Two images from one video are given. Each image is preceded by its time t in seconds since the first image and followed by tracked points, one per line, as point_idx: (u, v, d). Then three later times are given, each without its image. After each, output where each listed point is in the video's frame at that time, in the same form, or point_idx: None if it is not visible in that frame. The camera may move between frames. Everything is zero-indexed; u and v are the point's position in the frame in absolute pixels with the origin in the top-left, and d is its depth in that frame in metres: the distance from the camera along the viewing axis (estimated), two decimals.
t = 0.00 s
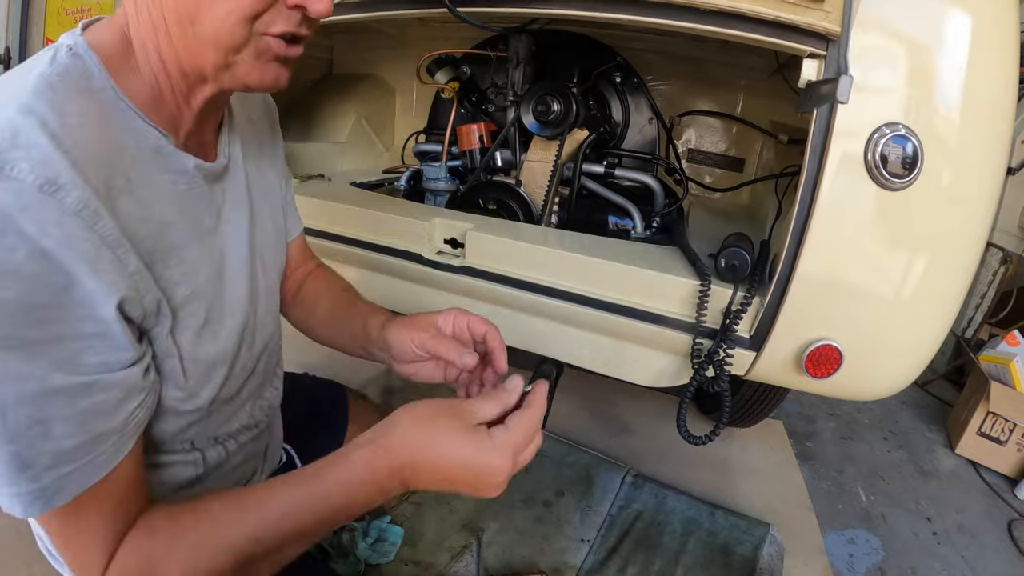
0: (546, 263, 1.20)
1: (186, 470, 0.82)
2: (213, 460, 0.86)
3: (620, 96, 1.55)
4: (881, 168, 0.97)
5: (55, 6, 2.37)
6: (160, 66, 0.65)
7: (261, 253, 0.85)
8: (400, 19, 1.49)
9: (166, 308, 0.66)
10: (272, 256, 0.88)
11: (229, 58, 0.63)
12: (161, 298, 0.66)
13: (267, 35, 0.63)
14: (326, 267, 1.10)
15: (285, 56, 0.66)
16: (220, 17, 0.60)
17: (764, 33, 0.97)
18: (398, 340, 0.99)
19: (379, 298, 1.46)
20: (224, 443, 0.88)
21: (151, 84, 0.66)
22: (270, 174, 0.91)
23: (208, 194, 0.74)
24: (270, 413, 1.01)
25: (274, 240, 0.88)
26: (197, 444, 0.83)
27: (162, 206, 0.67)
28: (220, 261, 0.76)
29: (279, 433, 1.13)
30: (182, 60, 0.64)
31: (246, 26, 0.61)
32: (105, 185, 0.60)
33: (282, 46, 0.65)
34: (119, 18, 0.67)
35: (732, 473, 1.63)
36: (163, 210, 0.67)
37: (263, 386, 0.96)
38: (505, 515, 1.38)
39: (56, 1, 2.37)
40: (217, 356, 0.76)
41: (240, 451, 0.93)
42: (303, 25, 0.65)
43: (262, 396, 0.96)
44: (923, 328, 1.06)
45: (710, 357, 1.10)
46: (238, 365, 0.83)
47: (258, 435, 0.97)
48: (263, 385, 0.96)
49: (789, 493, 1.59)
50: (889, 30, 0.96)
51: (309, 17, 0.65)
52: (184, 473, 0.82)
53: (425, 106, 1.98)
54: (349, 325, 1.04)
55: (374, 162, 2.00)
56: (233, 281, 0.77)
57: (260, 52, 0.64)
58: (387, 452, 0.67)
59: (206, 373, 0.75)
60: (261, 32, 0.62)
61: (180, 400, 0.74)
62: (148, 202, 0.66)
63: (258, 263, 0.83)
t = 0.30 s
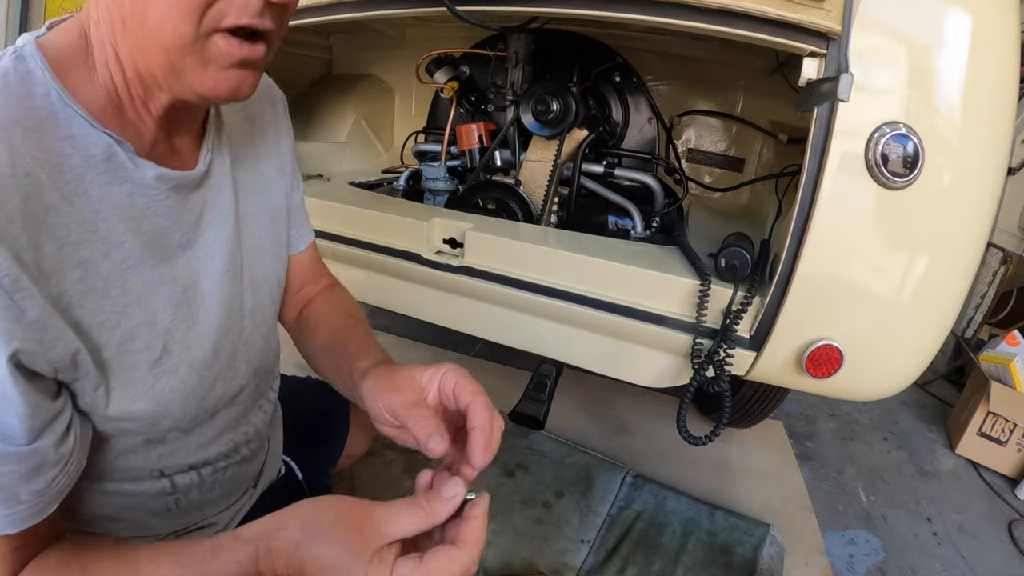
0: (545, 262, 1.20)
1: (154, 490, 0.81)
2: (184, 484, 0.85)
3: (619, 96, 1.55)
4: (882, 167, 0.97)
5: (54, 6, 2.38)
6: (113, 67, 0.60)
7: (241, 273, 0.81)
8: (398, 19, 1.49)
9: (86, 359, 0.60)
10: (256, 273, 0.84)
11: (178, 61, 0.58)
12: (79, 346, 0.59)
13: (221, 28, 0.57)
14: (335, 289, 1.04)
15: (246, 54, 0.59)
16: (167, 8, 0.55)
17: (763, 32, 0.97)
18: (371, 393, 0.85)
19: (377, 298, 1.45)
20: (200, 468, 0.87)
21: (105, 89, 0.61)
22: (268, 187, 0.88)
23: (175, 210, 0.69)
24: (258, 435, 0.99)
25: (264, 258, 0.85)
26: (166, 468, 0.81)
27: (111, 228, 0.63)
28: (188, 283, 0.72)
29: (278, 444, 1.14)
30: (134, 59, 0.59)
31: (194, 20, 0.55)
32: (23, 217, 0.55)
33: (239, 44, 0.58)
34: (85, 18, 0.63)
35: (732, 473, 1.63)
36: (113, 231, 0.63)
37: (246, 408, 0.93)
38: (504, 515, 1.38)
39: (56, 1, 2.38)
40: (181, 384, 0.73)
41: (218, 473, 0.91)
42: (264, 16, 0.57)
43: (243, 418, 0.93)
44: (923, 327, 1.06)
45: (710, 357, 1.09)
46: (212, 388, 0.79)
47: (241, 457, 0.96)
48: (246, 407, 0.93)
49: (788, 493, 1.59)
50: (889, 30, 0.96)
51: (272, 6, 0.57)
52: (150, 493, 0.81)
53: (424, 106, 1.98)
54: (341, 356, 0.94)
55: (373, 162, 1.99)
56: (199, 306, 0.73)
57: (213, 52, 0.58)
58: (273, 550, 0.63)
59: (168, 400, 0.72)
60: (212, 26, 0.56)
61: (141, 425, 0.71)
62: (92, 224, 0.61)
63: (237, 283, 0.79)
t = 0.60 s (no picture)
0: (545, 263, 1.20)
1: (144, 496, 0.82)
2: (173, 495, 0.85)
3: (619, 97, 1.55)
4: (880, 168, 0.98)
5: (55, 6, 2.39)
6: (90, 68, 0.62)
7: (235, 279, 0.80)
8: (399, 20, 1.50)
9: (51, 365, 0.60)
10: (253, 276, 0.84)
11: (148, 55, 0.59)
12: (43, 353, 0.59)
13: (190, 20, 0.57)
14: (351, 285, 1.04)
15: (217, 45, 0.59)
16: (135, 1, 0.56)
17: (762, 34, 0.97)
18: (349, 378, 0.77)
19: (378, 299, 1.45)
20: (191, 482, 0.87)
21: (84, 89, 0.63)
22: (270, 188, 0.87)
23: (161, 210, 0.69)
24: (255, 445, 0.99)
25: (262, 263, 0.85)
26: (153, 476, 0.81)
27: (88, 229, 0.63)
28: (175, 289, 0.71)
29: (282, 450, 1.15)
30: (108, 60, 0.61)
31: (158, 14, 0.56)
32: None
33: (204, 35, 0.58)
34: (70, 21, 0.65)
35: (732, 474, 1.63)
36: (88, 234, 0.63)
37: (240, 417, 0.92)
38: (504, 515, 1.38)
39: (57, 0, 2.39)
40: (163, 393, 0.72)
41: (211, 482, 0.91)
42: (233, 4, 0.56)
43: (236, 427, 0.92)
44: (921, 328, 1.06)
45: (709, 357, 1.10)
46: (199, 396, 0.78)
47: (237, 468, 0.96)
48: (242, 415, 0.92)
49: (788, 493, 1.59)
50: (888, 32, 0.96)
51: None
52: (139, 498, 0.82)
53: (424, 107, 1.98)
54: (344, 350, 0.93)
55: (374, 162, 1.99)
56: (182, 313, 0.72)
57: (181, 45, 0.58)
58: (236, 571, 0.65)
59: (150, 409, 0.71)
60: (176, 19, 0.56)
61: (123, 434, 0.71)
62: (67, 226, 0.62)
63: (230, 288, 0.78)
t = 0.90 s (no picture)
0: (546, 264, 1.20)
1: (141, 494, 0.83)
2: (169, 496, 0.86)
3: (619, 98, 1.55)
4: (879, 169, 0.98)
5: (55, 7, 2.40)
6: (93, 62, 0.63)
7: (238, 277, 0.80)
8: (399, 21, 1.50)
9: (41, 355, 0.61)
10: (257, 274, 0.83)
11: (149, 48, 0.60)
12: (36, 341, 0.60)
13: (190, 16, 0.58)
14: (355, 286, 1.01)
15: (217, 41, 0.60)
16: None
17: (761, 36, 0.98)
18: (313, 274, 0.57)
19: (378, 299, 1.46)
20: (189, 482, 0.88)
21: (89, 83, 0.64)
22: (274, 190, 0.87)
23: (163, 202, 0.69)
24: (254, 448, 0.99)
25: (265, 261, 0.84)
26: (150, 473, 0.81)
27: (90, 219, 0.63)
28: (176, 282, 0.71)
29: (283, 454, 1.17)
30: (111, 54, 0.62)
31: (158, 9, 0.57)
32: None
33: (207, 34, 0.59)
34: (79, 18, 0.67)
35: (732, 474, 1.63)
36: (90, 223, 0.63)
37: (241, 419, 0.92)
38: (504, 516, 1.38)
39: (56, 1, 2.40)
40: (160, 384, 0.72)
41: (208, 482, 0.91)
42: (234, 5, 0.58)
43: (236, 430, 0.92)
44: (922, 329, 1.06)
45: (709, 358, 1.10)
46: (199, 391, 0.78)
47: (236, 470, 0.96)
48: (243, 416, 0.92)
49: (788, 494, 1.60)
50: (887, 32, 0.96)
51: None
52: (135, 497, 0.83)
53: (424, 107, 1.98)
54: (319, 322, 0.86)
55: (373, 163, 2.00)
56: (181, 307, 0.72)
57: (182, 38, 0.59)
58: None
59: (144, 401, 0.71)
60: (177, 15, 0.58)
61: (119, 424, 0.71)
62: (69, 215, 0.62)
63: (231, 284, 0.78)
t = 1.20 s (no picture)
0: (546, 263, 1.20)
1: (144, 484, 0.82)
2: (175, 487, 0.85)
3: (619, 98, 1.55)
4: (878, 170, 0.98)
5: (54, 7, 2.40)
6: (117, 55, 0.63)
7: (249, 272, 0.80)
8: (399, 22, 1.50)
9: (56, 329, 0.62)
10: (265, 269, 0.83)
11: (171, 42, 0.61)
12: (51, 316, 0.61)
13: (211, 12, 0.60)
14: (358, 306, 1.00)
15: (237, 38, 0.62)
16: None
17: (761, 36, 0.98)
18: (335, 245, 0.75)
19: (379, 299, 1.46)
20: (192, 472, 0.87)
21: (114, 77, 0.64)
22: (283, 195, 0.86)
23: (181, 192, 0.71)
24: (259, 442, 0.99)
25: (276, 258, 0.85)
26: (155, 463, 0.81)
27: (113, 202, 0.65)
28: (191, 269, 0.73)
29: (284, 455, 1.17)
30: (131, 49, 0.62)
31: (181, 6, 0.59)
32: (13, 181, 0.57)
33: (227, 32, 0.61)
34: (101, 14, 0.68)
35: (731, 474, 1.63)
36: (112, 206, 0.65)
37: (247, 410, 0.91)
38: (504, 516, 1.38)
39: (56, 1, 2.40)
40: (171, 367, 0.73)
41: (213, 474, 0.91)
42: (251, 5, 0.60)
43: (241, 422, 0.92)
44: (922, 329, 1.06)
45: (708, 358, 1.10)
46: (208, 380, 0.79)
47: (239, 463, 0.96)
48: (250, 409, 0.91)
49: (787, 494, 1.60)
50: (887, 32, 0.97)
51: None
52: (140, 488, 0.82)
53: (424, 107, 1.96)
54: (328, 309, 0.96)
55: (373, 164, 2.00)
56: (194, 294, 0.73)
57: (202, 36, 0.61)
58: (233, 565, 0.70)
59: (155, 384, 0.72)
60: (200, 12, 0.59)
61: (129, 407, 0.71)
62: (93, 196, 0.64)
63: (242, 277, 0.79)
